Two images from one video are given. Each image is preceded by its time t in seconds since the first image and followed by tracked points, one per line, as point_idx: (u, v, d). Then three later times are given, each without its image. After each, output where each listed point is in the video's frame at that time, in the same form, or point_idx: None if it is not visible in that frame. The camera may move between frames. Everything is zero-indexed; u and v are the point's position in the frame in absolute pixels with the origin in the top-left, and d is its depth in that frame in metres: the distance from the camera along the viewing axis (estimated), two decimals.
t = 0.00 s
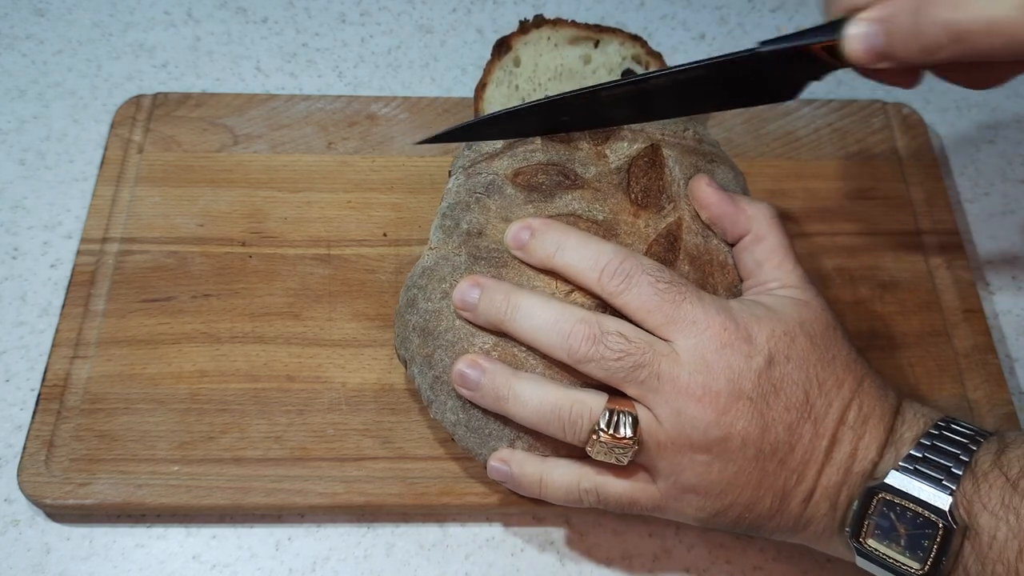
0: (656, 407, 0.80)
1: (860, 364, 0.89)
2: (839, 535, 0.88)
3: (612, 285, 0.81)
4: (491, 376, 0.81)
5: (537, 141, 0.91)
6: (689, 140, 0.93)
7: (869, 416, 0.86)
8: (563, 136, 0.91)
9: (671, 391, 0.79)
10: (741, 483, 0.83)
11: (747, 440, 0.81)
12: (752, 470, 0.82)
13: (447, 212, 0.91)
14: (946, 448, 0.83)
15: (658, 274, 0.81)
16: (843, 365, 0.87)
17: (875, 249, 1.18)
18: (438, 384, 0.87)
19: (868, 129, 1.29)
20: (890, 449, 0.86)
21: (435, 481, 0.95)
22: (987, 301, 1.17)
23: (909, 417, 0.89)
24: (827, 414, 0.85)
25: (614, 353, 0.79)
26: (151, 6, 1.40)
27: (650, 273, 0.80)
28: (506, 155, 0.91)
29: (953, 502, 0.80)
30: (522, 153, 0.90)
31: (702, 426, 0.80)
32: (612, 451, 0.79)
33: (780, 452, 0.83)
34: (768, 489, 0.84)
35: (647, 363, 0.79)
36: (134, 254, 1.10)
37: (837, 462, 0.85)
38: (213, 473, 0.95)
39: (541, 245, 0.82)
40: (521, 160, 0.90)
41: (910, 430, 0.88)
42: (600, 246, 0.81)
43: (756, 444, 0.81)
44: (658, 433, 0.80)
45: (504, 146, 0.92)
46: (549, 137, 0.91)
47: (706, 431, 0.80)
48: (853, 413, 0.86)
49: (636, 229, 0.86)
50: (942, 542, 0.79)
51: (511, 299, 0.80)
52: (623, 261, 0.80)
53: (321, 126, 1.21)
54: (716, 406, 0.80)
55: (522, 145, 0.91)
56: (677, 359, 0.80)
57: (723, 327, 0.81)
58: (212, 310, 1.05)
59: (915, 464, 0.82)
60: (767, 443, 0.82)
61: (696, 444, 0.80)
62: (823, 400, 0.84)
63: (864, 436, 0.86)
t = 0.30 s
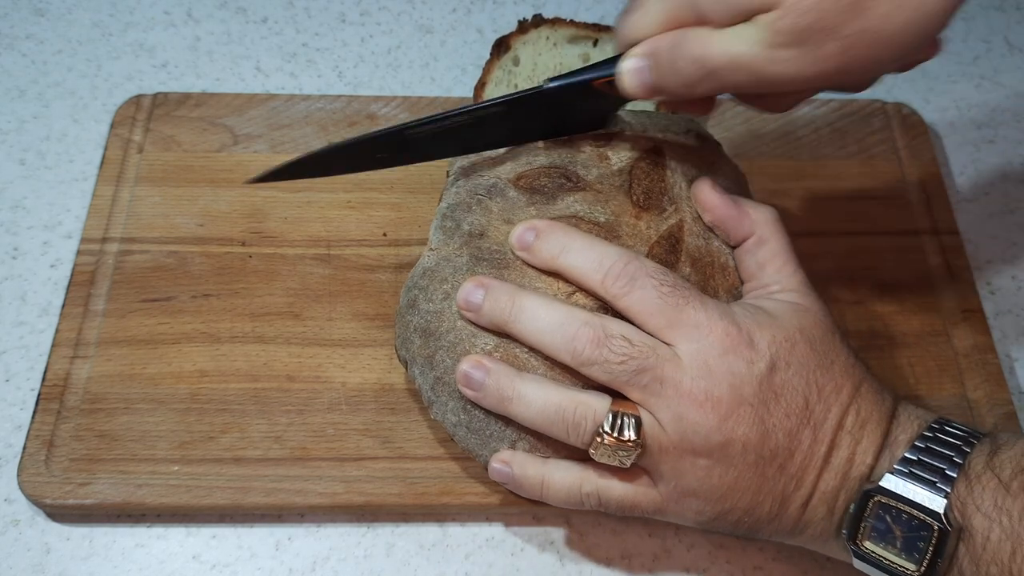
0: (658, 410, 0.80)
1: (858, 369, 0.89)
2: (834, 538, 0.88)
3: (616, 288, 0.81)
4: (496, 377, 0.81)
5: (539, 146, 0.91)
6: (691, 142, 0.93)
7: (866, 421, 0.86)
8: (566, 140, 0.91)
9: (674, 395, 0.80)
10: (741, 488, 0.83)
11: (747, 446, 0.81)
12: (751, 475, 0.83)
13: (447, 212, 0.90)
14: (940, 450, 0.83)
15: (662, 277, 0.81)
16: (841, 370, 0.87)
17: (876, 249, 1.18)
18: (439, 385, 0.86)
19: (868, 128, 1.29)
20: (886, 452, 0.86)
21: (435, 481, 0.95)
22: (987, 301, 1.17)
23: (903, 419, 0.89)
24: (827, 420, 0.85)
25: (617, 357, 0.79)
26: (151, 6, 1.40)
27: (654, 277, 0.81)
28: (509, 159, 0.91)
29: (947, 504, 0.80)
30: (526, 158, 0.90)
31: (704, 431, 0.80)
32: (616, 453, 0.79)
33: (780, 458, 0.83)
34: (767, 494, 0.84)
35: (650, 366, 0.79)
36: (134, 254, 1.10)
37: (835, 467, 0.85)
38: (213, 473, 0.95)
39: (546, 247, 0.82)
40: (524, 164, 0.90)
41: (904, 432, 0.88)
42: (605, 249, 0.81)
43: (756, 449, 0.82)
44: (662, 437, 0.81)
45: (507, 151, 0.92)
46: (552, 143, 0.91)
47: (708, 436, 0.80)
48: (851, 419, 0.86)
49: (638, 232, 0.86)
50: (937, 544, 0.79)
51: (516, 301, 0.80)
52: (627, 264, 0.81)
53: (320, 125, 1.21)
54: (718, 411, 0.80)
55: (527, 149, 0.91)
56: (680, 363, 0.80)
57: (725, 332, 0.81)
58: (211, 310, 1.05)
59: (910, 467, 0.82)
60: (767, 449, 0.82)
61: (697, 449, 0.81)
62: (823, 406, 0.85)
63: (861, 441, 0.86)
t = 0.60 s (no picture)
0: (655, 412, 0.80)
1: (853, 375, 0.89)
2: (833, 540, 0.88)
3: (615, 291, 0.81)
4: (495, 379, 0.80)
5: (532, 151, 0.90)
6: (689, 143, 0.92)
7: (860, 425, 0.86)
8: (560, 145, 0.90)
9: (671, 398, 0.80)
10: (735, 491, 0.83)
11: (743, 449, 0.81)
12: (746, 479, 0.83)
13: (441, 215, 0.90)
14: (932, 456, 0.83)
15: (661, 281, 0.81)
16: (837, 375, 0.87)
17: (876, 249, 1.18)
18: (436, 388, 0.87)
19: (867, 128, 1.28)
20: (878, 456, 0.86)
21: (435, 480, 0.95)
22: (987, 301, 1.17)
23: (897, 423, 0.89)
24: (823, 425, 0.85)
25: (617, 360, 0.79)
26: (151, 6, 1.40)
27: (653, 281, 0.81)
28: (504, 164, 0.91)
29: (936, 509, 0.81)
30: (520, 163, 0.90)
31: (700, 434, 0.80)
32: (612, 455, 0.79)
33: (775, 461, 0.83)
34: (761, 497, 0.84)
35: (648, 370, 0.79)
36: (134, 254, 1.10)
37: (828, 470, 0.86)
38: (213, 473, 0.95)
39: (545, 249, 0.82)
40: (519, 169, 0.89)
41: (896, 438, 0.87)
42: (605, 252, 0.81)
43: (751, 453, 0.82)
44: (659, 439, 0.81)
45: (502, 156, 0.91)
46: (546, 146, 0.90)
47: (703, 439, 0.80)
48: (847, 424, 0.86)
49: (633, 235, 0.86)
50: (926, 548, 0.80)
51: (515, 303, 0.80)
52: (626, 267, 0.81)
53: (320, 125, 1.21)
54: (715, 415, 0.80)
55: (519, 155, 0.91)
56: (678, 367, 0.80)
57: (724, 336, 0.81)
58: (211, 310, 1.05)
59: (900, 472, 0.82)
60: (762, 453, 0.82)
61: (692, 452, 0.81)
62: (818, 411, 0.85)
63: (855, 445, 0.86)
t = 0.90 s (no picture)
0: (663, 418, 0.81)
1: (857, 378, 0.89)
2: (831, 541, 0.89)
3: (623, 297, 0.81)
4: (502, 383, 0.80)
5: (543, 151, 0.90)
6: (699, 145, 0.93)
7: (865, 428, 0.87)
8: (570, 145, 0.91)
9: (679, 404, 0.80)
10: (742, 495, 0.84)
11: (749, 454, 0.82)
12: (752, 483, 0.83)
13: (450, 214, 0.90)
14: (935, 457, 0.83)
15: (669, 287, 0.81)
16: (842, 379, 0.87)
17: (876, 249, 1.18)
18: (441, 387, 0.86)
19: (867, 128, 1.29)
20: (882, 458, 0.86)
21: (435, 480, 0.96)
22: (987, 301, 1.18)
23: (901, 425, 0.89)
24: (829, 429, 0.85)
25: (625, 367, 0.79)
26: (151, 6, 1.39)
27: (662, 287, 0.80)
28: (514, 164, 0.90)
29: (941, 511, 0.81)
30: (531, 161, 0.90)
31: (707, 439, 0.80)
32: (621, 460, 0.79)
33: (781, 465, 0.83)
34: (768, 501, 0.85)
35: (656, 376, 0.79)
36: (134, 254, 1.10)
37: (834, 474, 0.86)
38: (213, 473, 0.95)
39: (553, 254, 0.82)
40: (529, 168, 0.89)
41: (900, 440, 0.88)
42: (613, 258, 0.81)
43: (757, 457, 0.82)
44: (666, 444, 0.81)
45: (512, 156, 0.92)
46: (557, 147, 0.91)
47: (710, 444, 0.80)
48: (852, 428, 0.86)
49: (643, 237, 0.86)
50: (932, 550, 0.80)
51: (523, 308, 0.80)
52: (635, 274, 0.80)
53: (321, 125, 1.21)
54: (722, 420, 0.80)
55: (529, 154, 0.90)
56: (686, 373, 0.80)
57: (731, 343, 0.81)
58: (212, 310, 1.05)
59: (905, 475, 0.82)
60: (769, 457, 0.82)
61: (700, 457, 0.81)
62: (824, 415, 0.85)
63: (860, 449, 0.86)
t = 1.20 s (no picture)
0: (661, 417, 0.81)
1: (857, 380, 0.89)
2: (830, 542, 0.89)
3: (624, 295, 0.81)
4: (502, 381, 0.80)
5: (539, 152, 0.90)
6: (694, 145, 0.93)
7: (864, 431, 0.87)
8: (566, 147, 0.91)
9: (678, 403, 0.80)
10: (739, 496, 0.84)
11: (747, 455, 0.82)
12: (750, 484, 0.83)
13: (447, 216, 0.90)
14: (932, 461, 0.83)
15: (670, 286, 0.81)
16: (842, 381, 0.87)
17: (876, 249, 1.18)
18: (440, 388, 0.86)
19: (867, 128, 1.29)
20: (880, 461, 0.86)
21: (435, 481, 0.96)
22: (987, 301, 1.18)
23: (900, 428, 0.89)
24: (828, 431, 0.85)
25: (625, 365, 0.79)
26: (151, 6, 1.39)
27: (662, 286, 0.81)
28: (511, 165, 0.91)
29: (936, 515, 0.81)
30: (526, 163, 0.90)
31: (705, 439, 0.80)
32: (619, 458, 0.79)
33: (779, 467, 0.83)
34: (765, 502, 0.85)
35: (656, 375, 0.79)
36: (134, 254, 1.10)
37: (831, 475, 0.86)
38: (213, 473, 0.95)
39: (554, 252, 0.82)
40: (525, 169, 0.89)
41: (898, 443, 0.88)
42: (614, 256, 0.81)
43: (756, 459, 0.82)
44: (664, 444, 0.81)
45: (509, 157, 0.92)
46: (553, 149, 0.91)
47: (709, 445, 0.80)
48: (850, 430, 0.86)
49: (639, 237, 0.86)
50: (927, 554, 0.80)
51: (523, 307, 0.80)
52: (635, 272, 0.81)
53: (321, 125, 1.21)
54: (721, 421, 0.80)
55: (525, 155, 0.91)
56: (686, 372, 0.80)
57: (731, 343, 0.81)
58: (212, 310, 1.05)
59: (902, 478, 0.83)
60: (767, 458, 0.82)
61: (698, 457, 0.81)
62: (823, 417, 0.85)
63: (858, 451, 0.86)
